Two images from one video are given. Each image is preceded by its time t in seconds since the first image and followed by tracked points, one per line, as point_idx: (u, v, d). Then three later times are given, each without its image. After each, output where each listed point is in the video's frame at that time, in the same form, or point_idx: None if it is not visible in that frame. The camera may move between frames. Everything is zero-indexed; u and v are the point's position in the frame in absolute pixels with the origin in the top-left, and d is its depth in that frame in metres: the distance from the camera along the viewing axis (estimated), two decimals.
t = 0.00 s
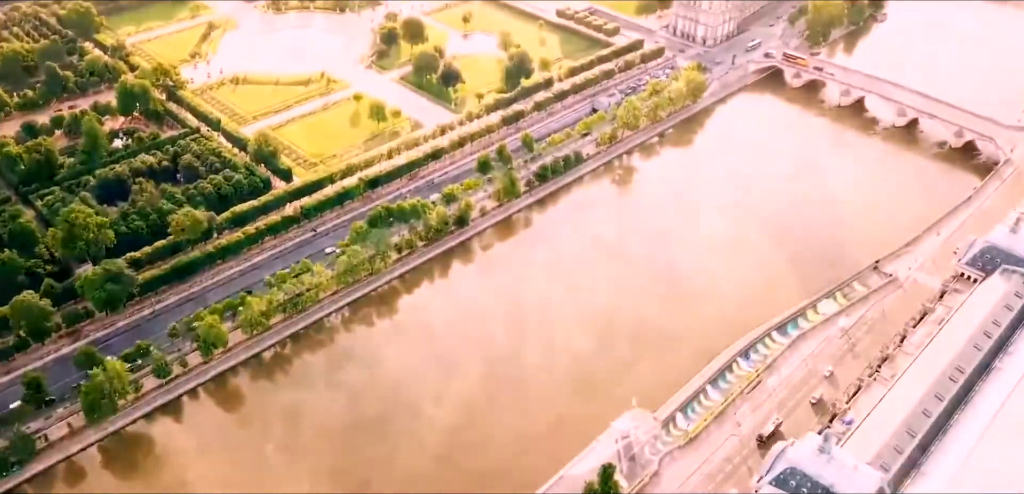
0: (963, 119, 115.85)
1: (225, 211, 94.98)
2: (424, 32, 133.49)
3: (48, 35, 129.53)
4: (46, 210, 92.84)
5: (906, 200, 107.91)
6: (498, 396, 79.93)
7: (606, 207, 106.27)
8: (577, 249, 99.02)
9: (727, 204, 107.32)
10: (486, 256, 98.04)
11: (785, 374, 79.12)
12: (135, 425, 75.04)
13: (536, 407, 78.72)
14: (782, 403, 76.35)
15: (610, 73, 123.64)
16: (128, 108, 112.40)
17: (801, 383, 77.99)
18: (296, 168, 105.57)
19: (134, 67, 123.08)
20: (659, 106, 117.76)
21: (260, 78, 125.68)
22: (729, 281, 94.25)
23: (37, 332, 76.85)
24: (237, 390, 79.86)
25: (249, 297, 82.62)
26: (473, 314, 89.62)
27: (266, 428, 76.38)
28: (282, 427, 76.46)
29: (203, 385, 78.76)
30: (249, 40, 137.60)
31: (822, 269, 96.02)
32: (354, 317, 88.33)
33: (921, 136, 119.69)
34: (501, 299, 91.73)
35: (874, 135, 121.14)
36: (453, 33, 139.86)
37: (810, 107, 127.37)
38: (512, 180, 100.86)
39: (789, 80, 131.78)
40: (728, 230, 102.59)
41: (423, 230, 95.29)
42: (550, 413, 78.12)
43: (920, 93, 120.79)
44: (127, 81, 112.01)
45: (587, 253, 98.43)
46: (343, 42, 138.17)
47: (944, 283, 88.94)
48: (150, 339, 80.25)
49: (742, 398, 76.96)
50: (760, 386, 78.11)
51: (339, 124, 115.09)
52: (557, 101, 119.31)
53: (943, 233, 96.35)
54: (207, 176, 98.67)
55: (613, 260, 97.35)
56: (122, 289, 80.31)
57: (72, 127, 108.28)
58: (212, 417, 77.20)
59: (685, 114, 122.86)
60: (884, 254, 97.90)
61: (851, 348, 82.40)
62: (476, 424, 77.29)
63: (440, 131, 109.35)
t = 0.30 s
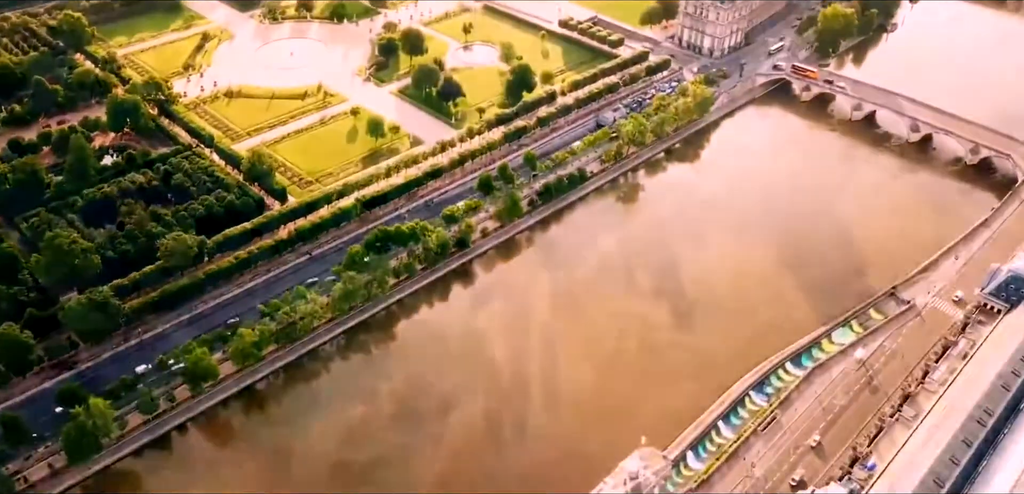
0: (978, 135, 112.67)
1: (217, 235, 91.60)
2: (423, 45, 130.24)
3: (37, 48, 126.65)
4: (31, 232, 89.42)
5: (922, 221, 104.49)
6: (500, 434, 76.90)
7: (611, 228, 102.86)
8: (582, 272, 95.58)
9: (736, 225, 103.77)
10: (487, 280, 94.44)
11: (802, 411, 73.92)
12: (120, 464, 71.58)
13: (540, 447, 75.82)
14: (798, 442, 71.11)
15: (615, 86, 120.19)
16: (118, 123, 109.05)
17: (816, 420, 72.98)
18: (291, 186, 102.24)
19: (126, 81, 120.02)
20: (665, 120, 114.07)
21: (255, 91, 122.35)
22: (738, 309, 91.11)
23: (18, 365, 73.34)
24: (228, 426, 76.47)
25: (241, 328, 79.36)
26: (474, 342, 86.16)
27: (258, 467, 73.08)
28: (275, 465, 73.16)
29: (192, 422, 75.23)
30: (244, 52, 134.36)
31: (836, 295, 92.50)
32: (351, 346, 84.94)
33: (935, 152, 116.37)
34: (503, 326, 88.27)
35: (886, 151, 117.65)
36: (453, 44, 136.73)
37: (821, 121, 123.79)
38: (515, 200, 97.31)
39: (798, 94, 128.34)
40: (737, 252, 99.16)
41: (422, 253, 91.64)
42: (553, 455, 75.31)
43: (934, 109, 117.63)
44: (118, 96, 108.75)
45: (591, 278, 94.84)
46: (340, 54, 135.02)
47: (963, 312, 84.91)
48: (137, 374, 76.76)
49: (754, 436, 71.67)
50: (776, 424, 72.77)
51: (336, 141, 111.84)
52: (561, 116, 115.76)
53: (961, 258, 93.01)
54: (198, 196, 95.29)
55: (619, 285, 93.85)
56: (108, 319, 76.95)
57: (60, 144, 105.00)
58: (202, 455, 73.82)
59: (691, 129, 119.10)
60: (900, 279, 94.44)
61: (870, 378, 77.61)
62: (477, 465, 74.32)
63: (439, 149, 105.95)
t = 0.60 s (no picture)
0: (993, 152, 109.70)
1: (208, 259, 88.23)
2: (422, 58, 127.22)
3: (26, 61, 123.13)
4: (13, 257, 85.95)
5: (938, 240, 101.12)
6: (502, 470, 73.41)
7: (616, 248, 99.25)
8: (586, 296, 92.05)
9: (744, 244, 100.05)
10: (488, 304, 90.90)
11: (818, 451, 71.11)
12: None
13: (544, 479, 73.00)
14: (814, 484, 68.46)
15: (619, 100, 116.94)
16: (108, 140, 105.70)
17: (831, 460, 70.23)
18: (286, 205, 99.06)
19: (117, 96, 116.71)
20: (671, 137, 110.69)
21: (249, 106, 119.18)
22: (750, 334, 87.44)
23: None
24: (218, 463, 72.95)
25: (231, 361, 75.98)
26: (475, 371, 82.73)
27: None
28: None
29: (179, 460, 71.65)
30: (239, 64, 131.31)
31: (849, 321, 88.86)
32: (347, 377, 81.55)
33: (949, 168, 113.05)
34: (505, 354, 84.80)
35: (899, 166, 114.24)
36: (453, 56, 133.69)
37: (831, 135, 120.39)
38: (517, 221, 93.90)
39: (807, 108, 124.98)
40: (747, 274, 95.56)
41: (419, 277, 88.13)
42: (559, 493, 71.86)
43: (947, 125, 114.61)
44: (108, 112, 105.62)
45: (596, 302, 91.25)
46: (337, 67, 132.00)
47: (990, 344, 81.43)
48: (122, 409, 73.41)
49: (768, 476, 69.52)
50: (791, 463, 70.26)
51: (332, 158, 108.63)
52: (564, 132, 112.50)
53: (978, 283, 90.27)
54: (189, 218, 92.05)
55: (625, 309, 90.28)
56: (92, 352, 73.61)
57: (47, 162, 101.66)
58: None
59: (698, 144, 115.68)
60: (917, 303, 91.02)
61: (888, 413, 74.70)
62: None
63: (438, 166, 102.74)
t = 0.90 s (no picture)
0: (1012, 171, 106.22)
1: (198, 286, 84.92)
2: (421, 70, 123.91)
3: (15, 74, 119.83)
4: None
5: (956, 261, 97.45)
6: None
7: (622, 269, 95.50)
8: (592, 321, 88.30)
9: (755, 264, 96.10)
10: (489, 330, 87.13)
11: None
12: None
13: None
14: None
15: (625, 115, 113.55)
16: (97, 158, 102.46)
17: None
18: (280, 227, 95.79)
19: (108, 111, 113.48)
20: (678, 154, 107.16)
21: (244, 121, 116.01)
22: (763, 362, 83.49)
23: None
24: None
25: (221, 397, 72.60)
26: (475, 403, 79.05)
27: None
28: None
29: None
30: (234, 77, 128.22)
31: (866, 349, 84.94)
32: (342, 410, 78.07)
33: (966, 187, 109.46)
34: (507, 384, 81.12)
35: (914, 183, 110.59)
36: (453, 68, 130.46)
37: (843, 151, 116.83)
38: (520, 244, 90.32)
39: (817, 122, 121.47)
40: (760, 296, 91.56)
41: (419, 304, 84.68)
42: None
43: (965, 141, 111.08)
44: (97, 129, 102.42)
45: (601, 328, 87.52)
46: (334, 80, 128.71)
47: (1015, 378, 79.25)
48: (106, 448, 70.07)
49: None
50: None
51: (328, 177, 105.21)
52: (568, 149, 109.10)
53: (999, 314, 87.75)
54: (179, 242, 88.74)
55: (631, 335, 86.50)
56: (76, 389, 70.28)
57: (34, 182, 98.37)
58: None
59: (706, 161, 112.16)
60: (937, 331, 87.45)
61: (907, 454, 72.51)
62: None
63: (438, 186, 99.42)
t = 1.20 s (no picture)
0: None
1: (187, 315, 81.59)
2: (421, 84, 120.71)
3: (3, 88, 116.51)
4: None
5: (974, 286, 94.02)
6: None
7: (628, 294, 91.47)
8: (597, 350, 84.72)
9: (766, 288, 92.30)
10: (490, 359, 83.64)
11: None
12: None
13: None
14: None
15: (630, 131, 110.09)
16: (85, 177, 99.19)
17: None
18: (274, 250, 92.50)
19: (97, 127, 110.22)
20: (685, 173, 103.41)
21: (237, 137, 112.74)
22: (777, 396, 80.02)
23: None
24: None
25: (210, 437, 69.27)
26: (476, 440, 75.52)
27: None
28: None
29: None
30: (228, 90, 124.95)
31: (883, 382, 81.46)
32: (337, 447, 74.67)
33: (982, 207, 106.16)
34: (509, 418, 77.62)
35: (929, 202, 107.25)
36: (454, 81, 127.19)
37: (854, 168, 113.36)
38: (522, 269, 86.54)
39: (828, 138, 117.96)
40: (772, 322, 87.77)
41: (416, 335, 80.47)
42: None
43: (980, 162, 108.10)
44: (85, 147, 99.21)
45: (607, 358, 83.91)
46: (331, 93, 125.36)
47: None
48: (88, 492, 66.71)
49: None
50: None
51: (324, 197, 101.79)
52: (571, 168, 105.71)
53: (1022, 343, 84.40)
54: (168, 268, 85.29)
55: (638, 366, 82.97)
56: (57, 429, 67.09)
57: (19, 203, 95.09)
58: None
59: (714, 178, 108.55)
60: (957, 361, 83.96)
61: None
62: None
63: (438, 207, 96.02)
